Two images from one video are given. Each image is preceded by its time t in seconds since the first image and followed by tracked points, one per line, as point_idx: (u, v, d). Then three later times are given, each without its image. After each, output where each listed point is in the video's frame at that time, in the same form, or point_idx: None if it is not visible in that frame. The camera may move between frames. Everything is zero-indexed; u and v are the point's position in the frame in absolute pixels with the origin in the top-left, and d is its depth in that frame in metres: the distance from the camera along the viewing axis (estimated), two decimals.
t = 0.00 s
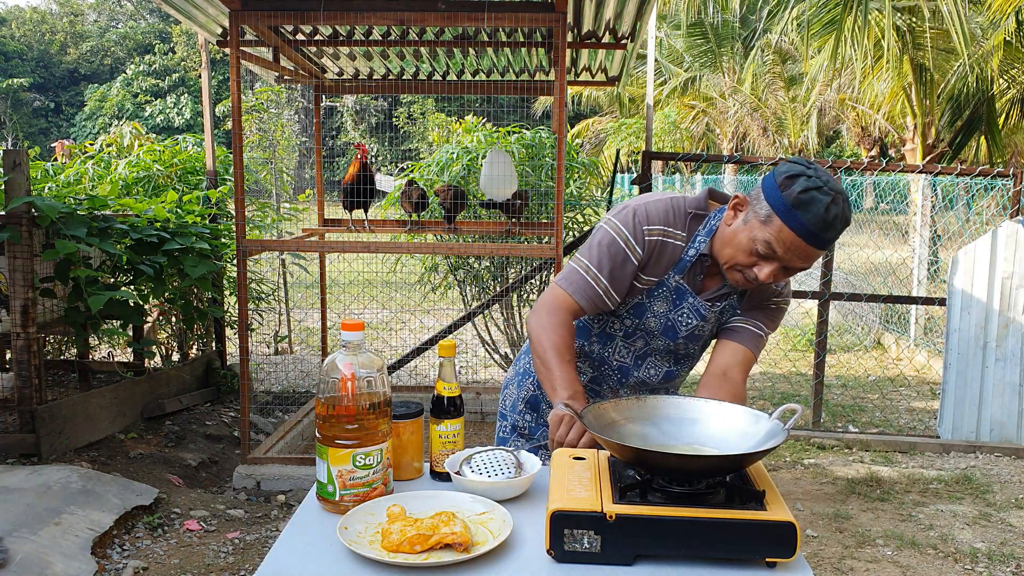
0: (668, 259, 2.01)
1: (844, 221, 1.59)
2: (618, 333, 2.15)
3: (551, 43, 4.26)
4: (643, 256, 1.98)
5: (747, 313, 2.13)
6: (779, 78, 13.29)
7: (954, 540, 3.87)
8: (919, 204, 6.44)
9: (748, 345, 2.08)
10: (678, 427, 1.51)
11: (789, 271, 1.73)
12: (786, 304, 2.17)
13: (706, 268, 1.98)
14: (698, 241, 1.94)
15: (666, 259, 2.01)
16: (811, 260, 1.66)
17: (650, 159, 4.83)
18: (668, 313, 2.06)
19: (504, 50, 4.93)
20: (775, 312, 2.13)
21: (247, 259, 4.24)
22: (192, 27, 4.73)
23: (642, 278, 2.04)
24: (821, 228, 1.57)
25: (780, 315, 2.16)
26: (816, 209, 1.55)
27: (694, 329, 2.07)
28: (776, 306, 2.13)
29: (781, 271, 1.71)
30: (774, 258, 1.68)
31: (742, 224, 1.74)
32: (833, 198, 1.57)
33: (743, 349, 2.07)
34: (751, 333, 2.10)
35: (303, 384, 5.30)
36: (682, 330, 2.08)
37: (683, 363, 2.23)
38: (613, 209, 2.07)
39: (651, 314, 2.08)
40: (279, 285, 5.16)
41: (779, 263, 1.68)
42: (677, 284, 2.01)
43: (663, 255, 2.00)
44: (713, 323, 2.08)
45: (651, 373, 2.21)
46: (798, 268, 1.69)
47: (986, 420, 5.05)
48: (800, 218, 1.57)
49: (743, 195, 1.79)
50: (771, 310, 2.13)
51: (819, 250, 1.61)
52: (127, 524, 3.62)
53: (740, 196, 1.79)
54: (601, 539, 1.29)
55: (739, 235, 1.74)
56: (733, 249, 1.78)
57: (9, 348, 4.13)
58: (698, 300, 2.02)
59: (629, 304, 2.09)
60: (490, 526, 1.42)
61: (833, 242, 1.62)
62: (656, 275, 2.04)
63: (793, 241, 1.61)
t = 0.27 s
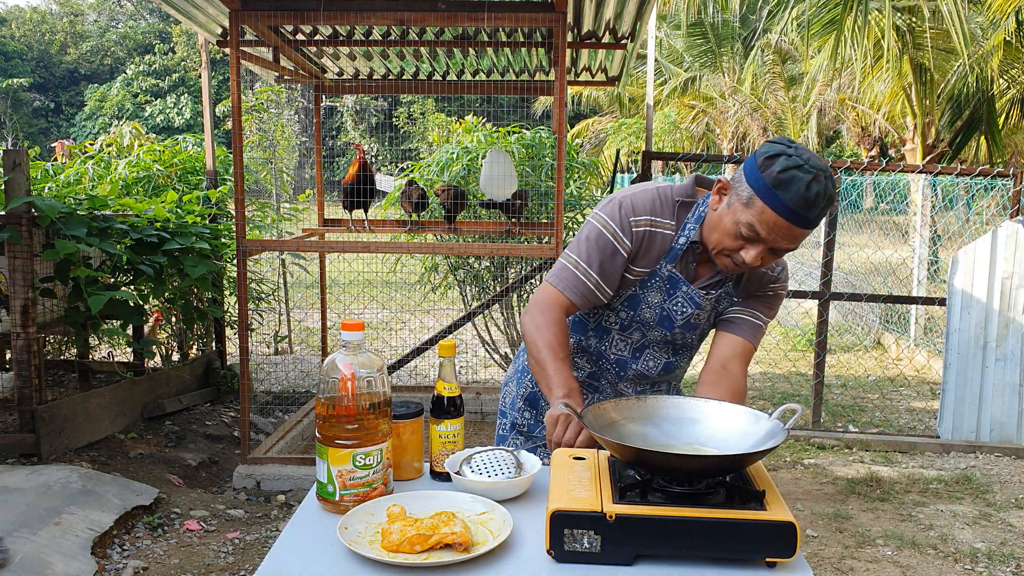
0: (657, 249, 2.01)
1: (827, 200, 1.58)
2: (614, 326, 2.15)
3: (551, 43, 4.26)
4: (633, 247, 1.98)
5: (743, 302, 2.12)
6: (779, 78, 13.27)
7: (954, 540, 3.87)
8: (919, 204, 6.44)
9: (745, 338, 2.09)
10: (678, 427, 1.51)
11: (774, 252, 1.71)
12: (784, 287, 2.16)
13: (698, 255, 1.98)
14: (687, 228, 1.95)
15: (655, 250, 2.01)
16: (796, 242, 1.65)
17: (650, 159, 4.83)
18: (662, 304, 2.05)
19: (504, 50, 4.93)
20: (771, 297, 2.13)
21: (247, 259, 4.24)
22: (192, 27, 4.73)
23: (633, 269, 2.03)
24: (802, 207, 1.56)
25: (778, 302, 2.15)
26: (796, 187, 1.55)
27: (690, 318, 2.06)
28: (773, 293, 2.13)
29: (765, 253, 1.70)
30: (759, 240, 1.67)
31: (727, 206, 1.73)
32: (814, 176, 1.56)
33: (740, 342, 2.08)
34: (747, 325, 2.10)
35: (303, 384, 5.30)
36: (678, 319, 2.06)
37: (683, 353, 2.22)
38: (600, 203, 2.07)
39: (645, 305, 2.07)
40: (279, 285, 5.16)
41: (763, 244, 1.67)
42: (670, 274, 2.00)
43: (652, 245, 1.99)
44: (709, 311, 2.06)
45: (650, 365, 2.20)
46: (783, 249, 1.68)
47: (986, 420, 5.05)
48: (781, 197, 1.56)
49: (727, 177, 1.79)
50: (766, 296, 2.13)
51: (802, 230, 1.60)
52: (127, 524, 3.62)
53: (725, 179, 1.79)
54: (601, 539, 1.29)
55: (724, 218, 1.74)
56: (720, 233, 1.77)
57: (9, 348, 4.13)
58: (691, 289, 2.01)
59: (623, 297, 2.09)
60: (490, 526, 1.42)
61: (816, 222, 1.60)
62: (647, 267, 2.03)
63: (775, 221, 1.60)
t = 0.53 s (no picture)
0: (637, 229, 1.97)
1: (789, 155, 1.53)
2: (607, 311, 2.07)
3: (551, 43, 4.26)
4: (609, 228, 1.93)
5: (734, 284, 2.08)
6: (779, 78, 13.27)
7: (954, 540, 3.87)
8: (919, 204, 6.44)
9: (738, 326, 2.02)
10: (678, 427, 1.51)
11: (742, 215, 1.65)
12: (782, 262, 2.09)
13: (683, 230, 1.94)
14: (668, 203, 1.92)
15: (636, 230, 1.96)
16: (759, 200, 1.59)
17: (650, 159, 4.83)
18: (652, 284, 2.00)
19: (504, 50, 4.94)
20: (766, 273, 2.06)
21: (247, 259, 4.24)
22: (193, 27, 4.73)
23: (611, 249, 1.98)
24: (759, 159, 1.52)
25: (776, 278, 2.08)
26: (751, 138, 1.51)
27: (682, 294, 1.99)
28: (769, 269, 2.06)
29: (731, 214, 1.64)
30: (720, 201, 1.63)
31: (692, 171, 1.71)
32: (769, 128, 1.52)
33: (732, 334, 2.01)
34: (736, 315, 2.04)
35: (303, 384, 5.30)
36: (669, 298, 2.00)
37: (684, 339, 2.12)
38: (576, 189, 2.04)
39: (634, 286, 2.01)
40: (279, 285, 5.15)
41: (725, 203, 1.62)
42: (655, 251, 1.95)
43: (630, 224, 1.95)
44: (701, 288, 1.99)
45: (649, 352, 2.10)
46: (748, 210, 1.62)
47: (986, 420, 5.05)
48: (737, 149, 1.54)
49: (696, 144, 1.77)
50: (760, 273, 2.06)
51: (763, 186, 1.55)
52: (127, 524, 3.62)
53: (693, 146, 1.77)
54: (601, 539, 1.29)
55: (690, 183, 1.72)
56: (688, 200, 1.75)
57: (9, 348, 4.14)
58: (678, 266, 1.95)
59: (611, 280, 2.03)
60: (490, 526, 1.42)
61: (779, 179, 1.55)
62: (628, 247, 1.98)
63: (733, 176, 1.56)
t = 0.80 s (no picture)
0: (597, 207, 1.90)
1: (709, 95, 1.49)
2: (588, 292, 1.97)
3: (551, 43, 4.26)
4: (563, 208, 1.90)
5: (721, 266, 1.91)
6: (779, 78, 13.27)
7: (954, 540, 3.87)
8: (919, 204, 6.43)
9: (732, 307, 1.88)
10: (678, 428, 1.51)
11: (682, 167, 1.59)
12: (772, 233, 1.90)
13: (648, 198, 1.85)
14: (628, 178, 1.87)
15: (594, 208, 1.91)
16: (689, 144, 1.53)
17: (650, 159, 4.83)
18: (625, 257, 1.91)
19: (504, 50, 4.94)
20: (755, 246, 1.86)
21: (247, 259, 4.24)
22: (193, 27, 4.73)
23: (569, 228, 1.93)
24: (676, 102, 1.50)
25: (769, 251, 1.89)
26: (666, 81, 1.50)
27: (657, 263, 1.89)
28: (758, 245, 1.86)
29: (668, 167, 1.58)
30: (652, 154, 1.58)
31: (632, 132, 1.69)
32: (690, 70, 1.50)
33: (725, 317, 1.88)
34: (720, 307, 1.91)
35: (303, 384, 5.30)
36: (645, 270, 1.91)
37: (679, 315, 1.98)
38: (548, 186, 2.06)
39: (609, 263, 1.92)
40: (279, 285, 5.15)
41: (658, 155, 1.57)
42: (622, 224, 1.87)
43: (586, 201, 1.91)
44: (677, 256, 1.89)
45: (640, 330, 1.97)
46: (683, 158, 1.56)
47: (986, 421, 5.05)
48: (655, 97, 1.52)
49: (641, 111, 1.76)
50: (750, 249, 1.87)
51: (687, 128, 1.50)
52: (127, 524, 3.62)
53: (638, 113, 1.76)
54: (601, 539, 1.29)
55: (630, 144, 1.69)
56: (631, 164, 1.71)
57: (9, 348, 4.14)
58: (647, 235, 1.87)
59: (586, 261, 1.95)
60: (490, 526, 1.42)
61: (704, 119, 1.50)
62: (593, 224, 1.91)
63: (657, 123, 1.53)
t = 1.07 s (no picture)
0: (543, 201, 1.89)
1: (616, 58, 1.48)
2: (546, 286, 1.87)
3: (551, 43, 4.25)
4: (510, 205, 1.91)
5: (686, 248, 1.81)
6: (780, 77, 13.25)
7: (954, 540, 3.87)
8: (919, 204, 6.42)
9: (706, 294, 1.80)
10: (677, 427, 1.50)
11: (609, 138, 1.54)
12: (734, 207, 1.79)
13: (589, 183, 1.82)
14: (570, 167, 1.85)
15: (538, 202, 1.89)
16: (608, 110, 1.49)
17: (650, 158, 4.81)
18: (578, 245, 1.83)
19: (504, 50, 4.94)
20: (712, 220, 1.77)
21: (247, 259, 4.24)
22: (193, 27, 4.73)
23: (519, 225, 1.93)
24: (585, 71, 1.49)
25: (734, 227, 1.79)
26: (571, 54, 1.50)
27: (608, 245, 1.81)
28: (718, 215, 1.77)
29: (595, 139, 1.54)
30: (575, 129, 1.54)
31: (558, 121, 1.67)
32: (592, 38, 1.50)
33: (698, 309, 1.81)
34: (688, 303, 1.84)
35: (303, 384, 5.30)
36: (600, 254, 1.83)
37: (646, 300, 1.83)
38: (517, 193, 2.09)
39: (563, 253, 1.85)
40: (279, 285, 5.14)
41: (581, 129, 1.53)
42: (570, 212, 1.83)
43: (530, 197, 1.90)
44: (628, 237, 1.81)
45: (602, 319, 1.83)
46: (607, 126, 1.51)
47: (986, 420, 5.05)
48: (564, 73, 1.52)
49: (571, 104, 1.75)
50: (708, 226, 1.77)
51: (601, 94, 1.48)
52: (127, 524, 3.62)
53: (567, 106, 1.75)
54: (601, 539, 1.29)
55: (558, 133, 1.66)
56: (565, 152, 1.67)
57: (9, 348, 4.14)
58: (594, 219, 1.82)
59: (541, 255, 1.88)
60: (490, 526, 1.42)
61: (616, 83, 1.48)
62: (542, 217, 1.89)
63: (571, 97, 1.51)
